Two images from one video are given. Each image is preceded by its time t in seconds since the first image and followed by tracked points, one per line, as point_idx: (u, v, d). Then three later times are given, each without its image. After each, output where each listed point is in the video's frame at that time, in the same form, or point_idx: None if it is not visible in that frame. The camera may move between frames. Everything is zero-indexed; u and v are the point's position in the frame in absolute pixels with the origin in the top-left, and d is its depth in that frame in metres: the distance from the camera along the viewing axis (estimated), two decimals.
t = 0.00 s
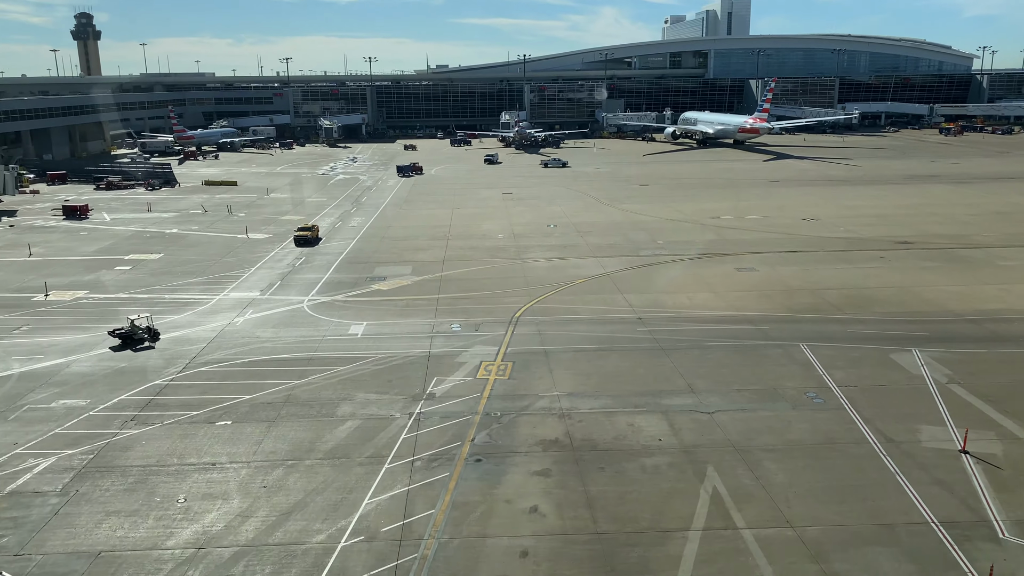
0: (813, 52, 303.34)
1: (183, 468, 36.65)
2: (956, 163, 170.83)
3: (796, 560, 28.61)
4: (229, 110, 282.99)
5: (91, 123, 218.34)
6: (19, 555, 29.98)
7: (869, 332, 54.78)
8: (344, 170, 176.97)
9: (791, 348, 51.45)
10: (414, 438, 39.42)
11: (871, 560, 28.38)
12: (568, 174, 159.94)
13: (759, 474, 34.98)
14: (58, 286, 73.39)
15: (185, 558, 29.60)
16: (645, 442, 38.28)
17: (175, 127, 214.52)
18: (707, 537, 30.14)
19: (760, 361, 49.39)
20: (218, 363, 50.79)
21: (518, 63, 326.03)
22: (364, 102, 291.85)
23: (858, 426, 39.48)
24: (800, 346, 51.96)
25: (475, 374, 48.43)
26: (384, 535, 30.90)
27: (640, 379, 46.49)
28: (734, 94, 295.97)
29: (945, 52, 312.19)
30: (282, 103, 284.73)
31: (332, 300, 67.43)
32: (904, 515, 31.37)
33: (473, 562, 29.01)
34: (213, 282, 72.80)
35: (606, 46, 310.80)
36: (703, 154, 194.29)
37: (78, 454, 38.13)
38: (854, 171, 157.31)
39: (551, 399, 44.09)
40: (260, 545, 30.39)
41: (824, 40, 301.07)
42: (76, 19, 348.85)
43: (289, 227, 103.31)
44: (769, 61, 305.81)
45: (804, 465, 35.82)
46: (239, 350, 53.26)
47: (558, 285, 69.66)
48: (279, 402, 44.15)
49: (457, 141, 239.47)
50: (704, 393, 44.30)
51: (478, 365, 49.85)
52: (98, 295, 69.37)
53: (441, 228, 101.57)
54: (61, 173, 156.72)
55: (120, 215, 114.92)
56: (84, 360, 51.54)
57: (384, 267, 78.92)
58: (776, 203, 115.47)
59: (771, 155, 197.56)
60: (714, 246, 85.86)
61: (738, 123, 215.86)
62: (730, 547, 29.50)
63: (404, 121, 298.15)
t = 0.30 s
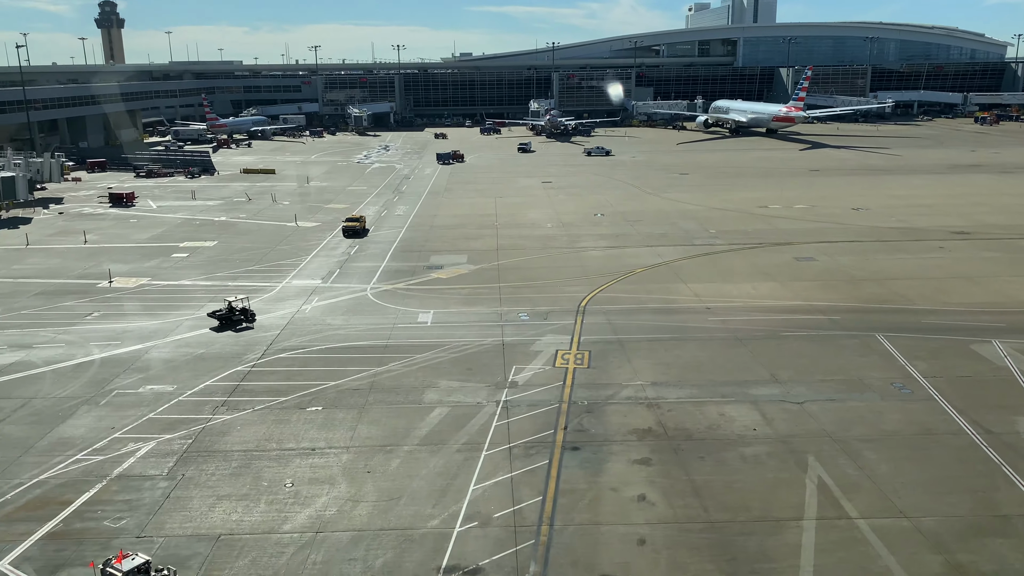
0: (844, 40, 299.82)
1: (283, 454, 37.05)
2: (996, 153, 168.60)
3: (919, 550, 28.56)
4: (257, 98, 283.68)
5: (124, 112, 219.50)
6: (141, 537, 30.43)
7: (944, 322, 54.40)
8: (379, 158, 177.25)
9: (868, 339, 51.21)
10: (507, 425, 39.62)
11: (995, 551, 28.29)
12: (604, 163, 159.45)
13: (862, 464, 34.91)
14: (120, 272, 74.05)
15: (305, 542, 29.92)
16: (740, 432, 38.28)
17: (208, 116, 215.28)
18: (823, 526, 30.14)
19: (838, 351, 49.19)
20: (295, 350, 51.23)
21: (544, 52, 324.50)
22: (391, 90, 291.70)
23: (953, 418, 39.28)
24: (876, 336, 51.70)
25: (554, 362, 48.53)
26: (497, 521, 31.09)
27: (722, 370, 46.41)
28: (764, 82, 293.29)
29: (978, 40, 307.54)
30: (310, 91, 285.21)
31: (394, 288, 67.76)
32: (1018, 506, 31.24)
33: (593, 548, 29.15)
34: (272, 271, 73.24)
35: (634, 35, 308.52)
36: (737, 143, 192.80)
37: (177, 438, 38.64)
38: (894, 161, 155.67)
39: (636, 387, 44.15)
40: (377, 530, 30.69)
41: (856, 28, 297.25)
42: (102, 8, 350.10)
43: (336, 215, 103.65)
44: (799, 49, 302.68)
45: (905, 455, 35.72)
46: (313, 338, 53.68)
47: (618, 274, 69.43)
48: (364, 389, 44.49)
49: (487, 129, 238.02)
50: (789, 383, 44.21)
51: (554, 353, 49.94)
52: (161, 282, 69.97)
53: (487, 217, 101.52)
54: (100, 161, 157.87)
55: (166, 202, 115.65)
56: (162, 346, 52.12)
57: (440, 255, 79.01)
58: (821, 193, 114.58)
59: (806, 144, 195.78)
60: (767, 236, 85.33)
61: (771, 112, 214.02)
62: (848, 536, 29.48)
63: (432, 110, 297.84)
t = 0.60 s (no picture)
0: (869, 26, 296.27)
1: (377, 438, 37.42)
2: None
3: None
4: (281, 85, 283.72)
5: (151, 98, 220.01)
6: (254, 519, 30.81)
7: (1013, 311, 54.12)
8: (409, 145, 177.31)
9: (941, 327, 51.02)
10: (594, 411, 39.77)
11: None
12: (636, 149, 158.80)
13: (960, 453, 34.86)
14: (174, 258, 74.52)
15: (417, 526, 30.21)
16: (831, 421, 38.29)
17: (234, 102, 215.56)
18: (934, 514, 30.15)
19: (913, 339, 49.06)
20: (367, 336, 51.72)
21: (566, 38, 322.93)
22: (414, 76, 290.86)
23: None
24: (948, 324, 51.53)
25: (628, 349, 48.61)
26: (605, 506, 31.25)
27: (799, 358, 46.39)
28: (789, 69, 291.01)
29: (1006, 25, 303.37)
30: (333, 77, 284.93)
31: (451, 275, 68.07)
32: None
33: (706, 533, 29.27)
34: (326, 258, 73.60)
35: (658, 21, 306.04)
36: (767, 130, 191.46)
37: (270, 422, 39.11)
38: (929, 149, 154.18)
39: (716, 375, 44.19)
40: (486, 514, 30.95)
41: (882, 14, 293.13)
42: None
43: (377, 202, 103.86)
44: (823, 35, 299.48)
45: (1002, 444, 35.64)
46: (382, 325, 54.09)
47: (673, 262, 69.27)
48: (444, 375, 44.85)
49: (511, 115, 236.74)
50: (869, 372, 44.19)
51: (626, 340, 50.00)
52: (218, 268, 70.41)
53: (529, 204, 101.39)
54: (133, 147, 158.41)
55: (205, 188, 116.08)
56: (235, 332, 52.67)
57: (490, 242, 79.03)
58: (862, 181, 113.75)
59: (836, 131, 194.16)
60: (816, 224, 84.90)
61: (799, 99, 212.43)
62: (962, 524, 29.49)
63: (454, 96, 297.11)
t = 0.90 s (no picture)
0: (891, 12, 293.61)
1: (466, 424, 37.66)
2: None
3: None
4: (300, 71, 283.09)
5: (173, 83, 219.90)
6: (361, 503, 31.10)
7: None
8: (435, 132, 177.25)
9: (1009, 316, 50.90)
10: (678, 398, 39.87)
11: None
12: (664, 137, 158.25)
13: None
14: (224, 244, 74.78)
15: (524, 510, 30.41)
16: (917, 409, 38.34)
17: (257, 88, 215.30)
18: None
19: (983, 328, 48.97)
20: (433, 324, 52.14)
21: (585, 25, 321.00)
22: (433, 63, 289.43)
23: None
24: (1016, 313, 51.40)
25: (698, 337, 48.67)
26: (709, 493, 31.40)
27: (872, 347, 46.40)
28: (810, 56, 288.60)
29: None
30: (352, 63, 284.14)
31: (503, 262, 68.24)
32: None
33: (816, 520, 29.41)
34: (375, 245, 73.86)
35: (678, 7, 303.92)
36: (793, 118, 190.43)
37: (356, 408, 39.48)
38: (960, 136, 153.19)
39: (792, 363, 44.24)
40: (591, 500, 31.12)
41: None
42: None
43: (415, 190, 103.89)
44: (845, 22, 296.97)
45: None
46: (445, 313, 54.52)
47: (726, 249, 69.11)
48: (519, 361, 45.06)
49: (532, 102, 235.21)
50: (946, 360, 44.18)
51: (695, 328, 50.00)
52: (270, 254, 70.67)
53: (568, 191, 101.24)
54: (161, 133, 158.54)
55: (240, 174, 116.24)
56: (301, 318, 53.12)
57: (537, 230, 78.89)
58: (899, 169, 113.17)
59: (863, 119, 192.99)
60: (861, 213, 84.61)
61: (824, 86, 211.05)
62: None
63: (472, 82, 295.92)
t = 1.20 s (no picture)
0: None
1: (550, 411, 37.76)
2: None
3: None
4: (315, 57, 282.10)
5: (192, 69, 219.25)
6: (462, 489, 31.29)
7: None
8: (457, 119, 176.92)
9: None
10: (757, 387, 39.99)
11: None
12: (688, 124, 157.68)
13: None
14: (270, 230, 74.87)
15: (627, 497, 30.50)
16: (999, 398, 38.36)
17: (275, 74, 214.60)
18: None
19: None
20: (495, 311, 52.27)
21: (599, 11, 319.16)
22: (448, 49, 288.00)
23: None
24: None
25: (764, 326, 48.70)
26: (808, 481, 31.49)
27: (941, 337, 46.40)
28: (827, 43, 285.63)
29: None
30: (367, 50, 283.02)
31: (552, 248, 68.22)
32: None
33: (921, 508, 29.48)
34: (421, 233, 73.93)
35: None
36: (814, 106, 189.52)
37: (436, 395, 39.65)
38: (987, 125, 152.39)
39: (864, 352, 44.25)
40: (691, 487, 31.21)
41: None
42: None
43: (448, 177, 103.77)
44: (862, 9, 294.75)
45: None
46: (505, 300, 54.66)
47: (774, 238, 69.05)
48: (590, 349, 45.12)
49: (548, 88, 233.37)
50: (1018, 350, 44.14)
51: (760, 317, 50.08)
52: (317, 241, 70.73)
53: (603, 178, 101.09)
54: (185, 119, 158.33)
55: (270, 161, 116.21)
56: (363, 306, 53.30)
57: (580, 218, 78.77)
58: (931, 158, 112.78)
59: (884, 107, 191.97)
60: (903, 202, 84.38)
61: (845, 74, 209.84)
62: None
63: (487, 69, 294.53)
